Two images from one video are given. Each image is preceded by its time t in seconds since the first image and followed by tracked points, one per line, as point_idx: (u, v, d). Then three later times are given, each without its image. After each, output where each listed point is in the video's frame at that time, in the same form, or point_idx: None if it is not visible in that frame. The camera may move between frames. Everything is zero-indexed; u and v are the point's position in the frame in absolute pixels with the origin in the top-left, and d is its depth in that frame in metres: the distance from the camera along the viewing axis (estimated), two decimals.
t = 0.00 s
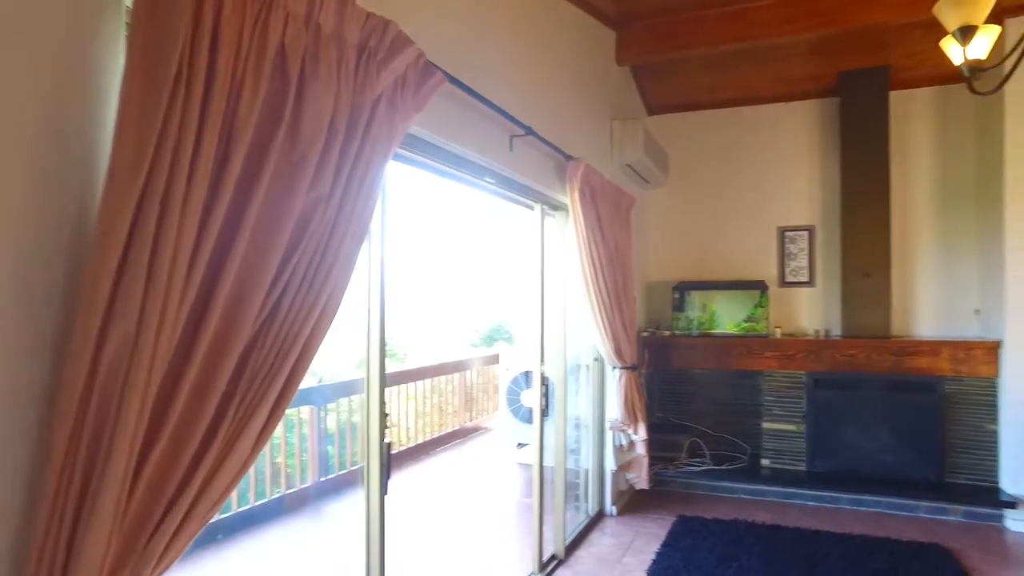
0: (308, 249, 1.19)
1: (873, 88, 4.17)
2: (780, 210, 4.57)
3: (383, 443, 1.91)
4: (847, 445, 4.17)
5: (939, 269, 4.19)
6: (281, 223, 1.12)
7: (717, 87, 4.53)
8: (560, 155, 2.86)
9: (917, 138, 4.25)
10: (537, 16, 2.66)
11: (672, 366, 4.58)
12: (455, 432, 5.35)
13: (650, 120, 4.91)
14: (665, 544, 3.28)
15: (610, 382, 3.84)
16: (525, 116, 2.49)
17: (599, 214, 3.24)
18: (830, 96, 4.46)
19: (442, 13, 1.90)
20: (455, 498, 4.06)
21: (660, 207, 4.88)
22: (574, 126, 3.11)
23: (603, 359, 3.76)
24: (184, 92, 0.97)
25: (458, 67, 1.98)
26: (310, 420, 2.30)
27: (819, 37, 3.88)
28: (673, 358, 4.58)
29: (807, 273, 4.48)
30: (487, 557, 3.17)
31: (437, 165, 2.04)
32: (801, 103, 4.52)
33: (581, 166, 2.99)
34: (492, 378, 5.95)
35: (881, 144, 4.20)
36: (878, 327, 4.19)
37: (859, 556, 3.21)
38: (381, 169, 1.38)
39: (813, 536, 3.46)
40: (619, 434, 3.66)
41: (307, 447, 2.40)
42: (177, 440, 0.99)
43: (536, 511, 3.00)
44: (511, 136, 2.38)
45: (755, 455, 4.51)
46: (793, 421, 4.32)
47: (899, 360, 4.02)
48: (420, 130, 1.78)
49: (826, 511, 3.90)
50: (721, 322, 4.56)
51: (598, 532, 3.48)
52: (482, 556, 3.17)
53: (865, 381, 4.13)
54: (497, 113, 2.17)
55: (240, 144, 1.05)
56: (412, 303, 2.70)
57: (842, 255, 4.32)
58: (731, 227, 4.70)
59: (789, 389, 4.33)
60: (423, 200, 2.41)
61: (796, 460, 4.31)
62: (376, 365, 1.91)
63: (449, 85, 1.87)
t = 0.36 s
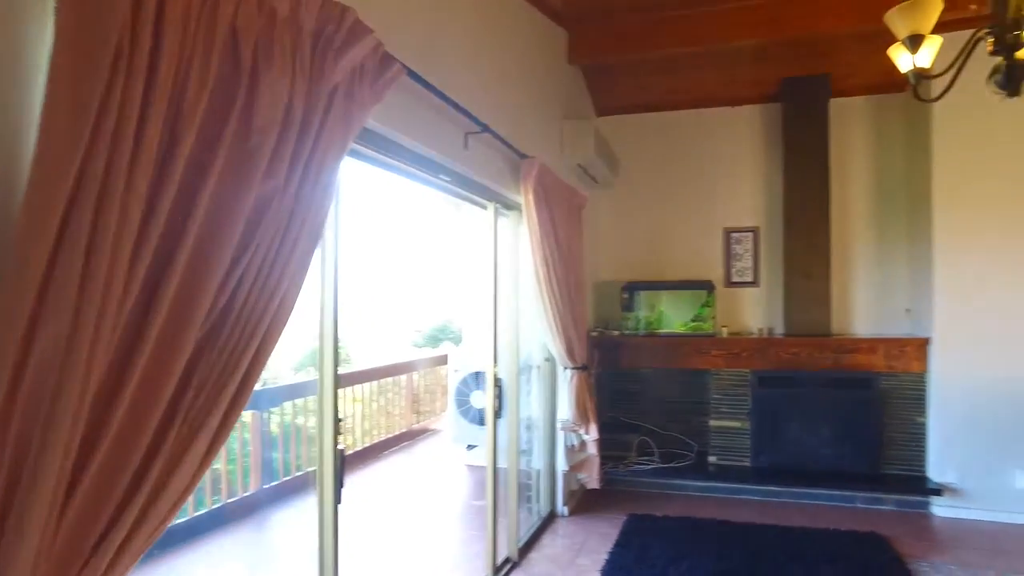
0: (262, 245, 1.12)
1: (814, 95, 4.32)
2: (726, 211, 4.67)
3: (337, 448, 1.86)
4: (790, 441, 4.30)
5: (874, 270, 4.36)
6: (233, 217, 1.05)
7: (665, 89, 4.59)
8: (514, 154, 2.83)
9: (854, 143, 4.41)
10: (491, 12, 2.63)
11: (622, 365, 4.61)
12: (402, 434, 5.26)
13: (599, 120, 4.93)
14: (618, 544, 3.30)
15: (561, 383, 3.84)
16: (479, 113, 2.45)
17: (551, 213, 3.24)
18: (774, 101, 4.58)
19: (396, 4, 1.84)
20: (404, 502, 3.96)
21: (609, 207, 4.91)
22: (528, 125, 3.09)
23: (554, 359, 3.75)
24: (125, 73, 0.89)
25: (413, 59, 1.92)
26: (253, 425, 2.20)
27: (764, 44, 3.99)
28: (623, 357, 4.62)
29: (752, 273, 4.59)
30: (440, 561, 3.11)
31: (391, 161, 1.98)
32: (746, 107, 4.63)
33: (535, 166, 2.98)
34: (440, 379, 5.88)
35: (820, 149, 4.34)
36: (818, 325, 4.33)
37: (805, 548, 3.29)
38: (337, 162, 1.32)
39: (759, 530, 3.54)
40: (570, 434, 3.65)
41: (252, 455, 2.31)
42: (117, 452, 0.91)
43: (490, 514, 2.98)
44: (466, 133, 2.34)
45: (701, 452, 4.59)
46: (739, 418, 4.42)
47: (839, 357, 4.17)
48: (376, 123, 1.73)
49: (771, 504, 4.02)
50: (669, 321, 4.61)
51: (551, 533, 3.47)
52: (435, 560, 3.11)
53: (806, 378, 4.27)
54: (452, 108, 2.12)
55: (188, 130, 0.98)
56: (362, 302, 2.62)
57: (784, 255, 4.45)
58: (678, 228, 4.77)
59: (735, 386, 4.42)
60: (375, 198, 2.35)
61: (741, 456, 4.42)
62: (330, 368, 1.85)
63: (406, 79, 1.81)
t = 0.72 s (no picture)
0: (205, 243, 1.06)
1: (743, 103, 4.47)
2: (659, 213, 4.77)
3: (279, 456, 1.80)
4: (722, 436, 4.42)
5: (798, 271, 4.55)
6: (174, 209, 0.99)
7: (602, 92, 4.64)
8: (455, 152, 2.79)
9: (779, 149, 4.59)
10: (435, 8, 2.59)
11: (559, 365, 4.64)
12: (334, 439, 5.10)
13: (536, 121, 4.94)
14: (559, 544, 3.30)
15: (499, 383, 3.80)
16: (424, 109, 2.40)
17: (492, 214, 3.22)
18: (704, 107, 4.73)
19: None
20: (337, 506, 3.80)
21: (546, 207, 4.93)
22: (471, 123, 3.06)
23: (493, 360, 3.72)
24: (54, 46, 0.82)
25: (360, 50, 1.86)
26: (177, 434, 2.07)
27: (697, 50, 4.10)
28: (559, 358, 4.66)
29: (684, 274, 4.71)
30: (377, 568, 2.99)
31: (333, 157, 1.91)
32: (679, 112, 4.75)
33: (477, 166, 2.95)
34: (372, 381, 5.76)
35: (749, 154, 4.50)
36: (747, 324, 4.48)
37: (739, 540, 3.38)
38: (282, 158, 1.27)
39: (695, 524, 3.62)
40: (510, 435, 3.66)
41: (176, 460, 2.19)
42: (45, 466, 0.83)
43: (430, 518, 2.93)
44: (409, 129, 2.29)
45: (637, 451, 4.55)
46: (672, 417, 4.51)
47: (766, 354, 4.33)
48: (324, 118, 1.67)
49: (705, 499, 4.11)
50: (604, 321, 4.72)
51: (491, 536, 3.45)
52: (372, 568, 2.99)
53: (736, 375, 4.43)
54: (396, 103, 2.07)
55: (126, 115, 0.91)
56: (297, 303, 2.52)
57: (715, 256, 4.59)
58: (614, 229, 4.83)
59: (669, 384, 4.51)
60: (310, 191, 2.26)
61: (675, 454, 4.49)
62: (271, 371, 1.80)
63: (353, 71, 1.75)
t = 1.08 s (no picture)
0: (146, 236, 0.99)
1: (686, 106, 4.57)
2: (604, 213, 4.72)
3: (224, 463, 1.71)
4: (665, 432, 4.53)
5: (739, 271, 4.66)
6: (113, 199, 0.93)
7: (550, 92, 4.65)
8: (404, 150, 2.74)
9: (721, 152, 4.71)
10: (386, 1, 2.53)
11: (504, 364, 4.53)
12: (275, 445, 4.94)
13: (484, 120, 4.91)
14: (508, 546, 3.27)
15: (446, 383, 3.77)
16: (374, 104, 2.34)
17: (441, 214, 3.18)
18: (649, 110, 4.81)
19: None
20: (276, 514, 3.66)
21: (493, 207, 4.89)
22: (420, 121, 3.01)
23: (440, 361, 3.68)
24: None
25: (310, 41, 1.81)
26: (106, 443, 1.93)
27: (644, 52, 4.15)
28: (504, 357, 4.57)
29: (629, 274, 4.65)
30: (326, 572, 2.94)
31: (278, 151, 1.87)
32: (625, 114, 4.81)
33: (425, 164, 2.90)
34: (315, 384, 5.61)
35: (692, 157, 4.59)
36: (691, 323, 4.57)
37: (685, 536, 3.44)
38: (228, 152, 1.21)
39: (643, 522, 3.64)
40: (458, 437, 3.56)
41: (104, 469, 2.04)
42: None
43: (380, 520, 2.87)
44: (358, 125, 2.23)
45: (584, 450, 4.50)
46: (619, 415, 4.56)
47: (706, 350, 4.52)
48: (271, 110, 1.63)
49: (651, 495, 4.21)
50: (552, 320, 4.69)
51: (441, 539, 3.40)
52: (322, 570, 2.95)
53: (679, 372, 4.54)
54: (345, 97, 2.02)
55: (55, 95, 0.85)
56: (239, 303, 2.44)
57: (660, 256, 4.66)
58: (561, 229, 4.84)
59: (614, 383, 4.60)
60: (249, 184, 2.18)
61: (621, 451, 4.51)
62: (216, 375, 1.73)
63: (301, 61, 1.69)
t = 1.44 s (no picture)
0: (92, 230, 0.94)
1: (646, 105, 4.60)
2: (566, 211, 4.83)
3: (179, 469, 1.64)
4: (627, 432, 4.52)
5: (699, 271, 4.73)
6: (57, 194, 0.88)
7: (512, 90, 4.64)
8: (367, 145, 2.68)
9: (681, 153, 4.76)
10: None
11: (467, 363, 4.55)
12: (232, 447, 4.81)
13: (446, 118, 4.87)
14: (472, 548, 3.24)
15: (408, 383, 3.71)
16: (335, 97, 2.28)
17: (404, 211, 3.13)
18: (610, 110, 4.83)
19: None
20: (233, 519, 3.55)
21: (454, 205, 4.86)
22: (383, 116, 2.96)
23: (402, 360, 3.62)
24: None
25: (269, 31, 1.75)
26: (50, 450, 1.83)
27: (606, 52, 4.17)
28: (467, 359, 4.55)
29: (591, 273, 4.77)
30: None
31: (237, 144, 1.82)
32: (586, 114, 4.83)
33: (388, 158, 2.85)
34: (273, 384, 5.49)
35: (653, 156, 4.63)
36: (651, 322, 4.60)
37: (648, 532, 3.47)
38: (183, 143, 1.16)
39: (607, 521, 3.65)
40: (420, 437, 3.51)
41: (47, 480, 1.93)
42: None
43: (342, 525, 2.82)
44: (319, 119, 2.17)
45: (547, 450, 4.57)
46: (584, 413, 4.56)
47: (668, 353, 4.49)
48: (232, 102, 1.58)
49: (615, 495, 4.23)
50: (514, 320, 4.73)
51: (404, 542, 3.35)
52: None
53: (641, 369, 4.53)
54: (307, 89, 1.96)
55: None
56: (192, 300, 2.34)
57: (621, 255, 4.69)
58: (523, 228, 4.83)
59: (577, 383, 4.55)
60: (205, 179, 2.11)
61: (584, 450, 4.55)
62: (170, 377, 1.65)
63: (260, 51, 1.63)
